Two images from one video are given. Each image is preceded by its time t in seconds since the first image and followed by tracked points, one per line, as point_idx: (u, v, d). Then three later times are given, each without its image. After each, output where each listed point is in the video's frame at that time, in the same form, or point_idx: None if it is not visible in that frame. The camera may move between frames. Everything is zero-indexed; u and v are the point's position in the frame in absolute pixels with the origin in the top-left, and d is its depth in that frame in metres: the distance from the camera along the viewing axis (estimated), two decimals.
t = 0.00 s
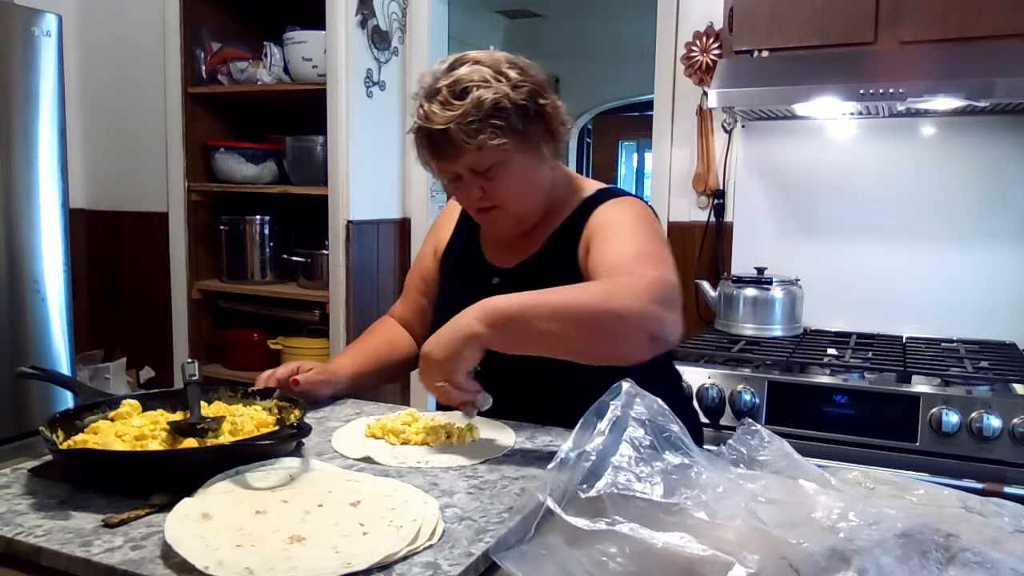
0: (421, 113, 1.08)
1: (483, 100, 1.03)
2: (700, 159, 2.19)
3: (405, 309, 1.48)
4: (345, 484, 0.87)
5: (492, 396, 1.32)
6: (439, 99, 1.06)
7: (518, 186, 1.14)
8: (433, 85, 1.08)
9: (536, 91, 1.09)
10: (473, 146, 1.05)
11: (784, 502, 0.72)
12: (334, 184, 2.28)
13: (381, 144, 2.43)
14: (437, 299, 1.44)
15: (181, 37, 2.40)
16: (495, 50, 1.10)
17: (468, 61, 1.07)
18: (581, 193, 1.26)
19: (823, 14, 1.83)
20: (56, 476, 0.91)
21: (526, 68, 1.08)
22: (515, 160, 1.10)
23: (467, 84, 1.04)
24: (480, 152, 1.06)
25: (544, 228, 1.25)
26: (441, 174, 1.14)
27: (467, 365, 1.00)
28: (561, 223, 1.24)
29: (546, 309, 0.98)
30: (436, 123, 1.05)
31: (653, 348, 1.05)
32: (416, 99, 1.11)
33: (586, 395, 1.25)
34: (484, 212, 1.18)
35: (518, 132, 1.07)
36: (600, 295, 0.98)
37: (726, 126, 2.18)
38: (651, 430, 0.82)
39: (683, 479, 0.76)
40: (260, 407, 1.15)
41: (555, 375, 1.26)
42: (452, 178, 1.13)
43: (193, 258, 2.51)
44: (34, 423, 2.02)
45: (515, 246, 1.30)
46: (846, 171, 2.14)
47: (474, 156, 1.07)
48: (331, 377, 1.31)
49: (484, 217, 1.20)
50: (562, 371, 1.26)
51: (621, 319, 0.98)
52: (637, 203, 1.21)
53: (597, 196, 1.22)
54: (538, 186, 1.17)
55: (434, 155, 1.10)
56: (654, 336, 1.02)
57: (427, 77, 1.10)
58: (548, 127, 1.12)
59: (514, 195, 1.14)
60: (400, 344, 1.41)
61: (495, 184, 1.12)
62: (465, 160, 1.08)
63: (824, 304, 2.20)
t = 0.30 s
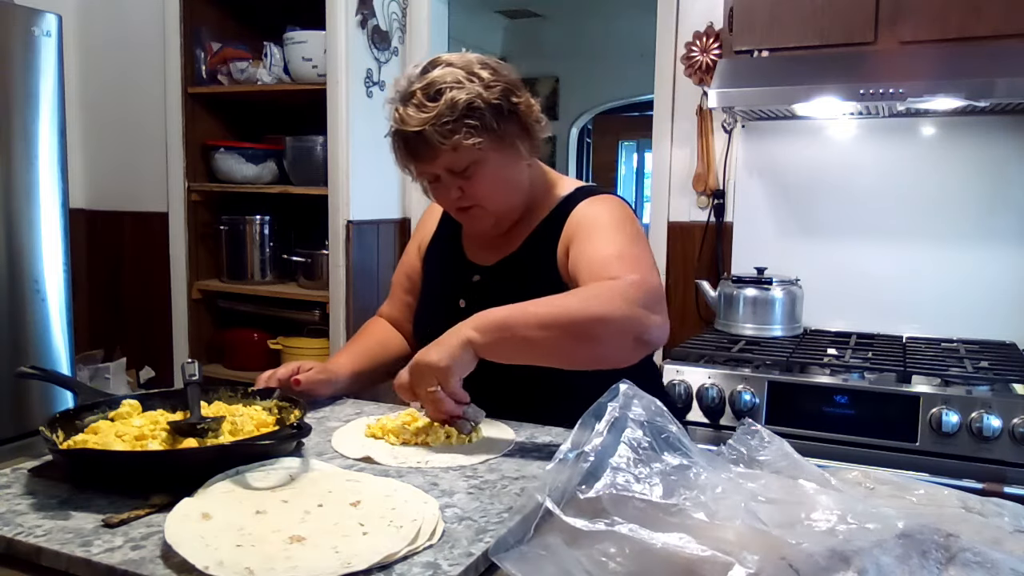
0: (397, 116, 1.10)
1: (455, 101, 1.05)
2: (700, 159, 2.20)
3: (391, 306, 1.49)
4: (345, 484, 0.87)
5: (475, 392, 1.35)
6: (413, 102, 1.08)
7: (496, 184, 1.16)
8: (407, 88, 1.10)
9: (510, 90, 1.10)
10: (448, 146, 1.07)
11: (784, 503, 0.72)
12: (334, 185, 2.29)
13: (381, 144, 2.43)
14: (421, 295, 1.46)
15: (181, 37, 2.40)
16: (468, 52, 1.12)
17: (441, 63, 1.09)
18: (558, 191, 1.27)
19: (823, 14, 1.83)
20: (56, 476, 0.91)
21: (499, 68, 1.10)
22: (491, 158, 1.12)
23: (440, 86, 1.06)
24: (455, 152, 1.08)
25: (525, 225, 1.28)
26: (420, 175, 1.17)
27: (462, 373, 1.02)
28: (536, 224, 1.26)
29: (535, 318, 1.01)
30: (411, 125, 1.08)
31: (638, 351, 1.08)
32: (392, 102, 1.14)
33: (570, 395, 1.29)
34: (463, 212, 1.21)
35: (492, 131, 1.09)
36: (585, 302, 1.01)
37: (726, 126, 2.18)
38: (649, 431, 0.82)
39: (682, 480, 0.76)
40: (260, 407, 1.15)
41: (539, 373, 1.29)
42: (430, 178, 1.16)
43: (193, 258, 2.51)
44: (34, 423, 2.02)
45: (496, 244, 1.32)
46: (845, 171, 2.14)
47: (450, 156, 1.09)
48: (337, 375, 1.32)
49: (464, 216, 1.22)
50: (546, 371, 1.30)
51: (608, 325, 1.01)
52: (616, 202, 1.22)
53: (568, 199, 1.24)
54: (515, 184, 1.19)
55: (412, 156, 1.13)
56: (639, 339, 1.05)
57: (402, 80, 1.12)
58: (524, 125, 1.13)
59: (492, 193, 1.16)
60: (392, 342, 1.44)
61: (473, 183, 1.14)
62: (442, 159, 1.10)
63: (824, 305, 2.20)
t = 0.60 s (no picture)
0: (394, 113, 1.10)
1: (453, 98, 1.05)
2: (700, 159, 2.20)
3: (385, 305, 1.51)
4: (346, 484, 0.87)
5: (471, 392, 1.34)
6: (411, 99, 1.08)
7: (493, 182, 1.16)
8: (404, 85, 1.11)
9: (506, 89, 1.11)
10: (445, 142, 1.07)
11: (784, 504, 0.71)
12: (334, 184, 2.28)
13: (381, 143, 2.43)
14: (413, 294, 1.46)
15: (181, 38, 2.40)
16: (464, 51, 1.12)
17: (438, 61, 1.09)
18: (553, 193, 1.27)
19: (823, 14, 1.83)
20: (56, 476, 0.91)
21: (495, 66, 1.10)
22: (487, 155, 1.12)
23: (437, 83, 1.07)
24: (452, 148, 1.08)
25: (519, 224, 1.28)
26: (416, 172, 1.17)
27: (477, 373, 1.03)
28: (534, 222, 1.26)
29: (548, 321, 1.02)
30: (408, 121, 1.08)
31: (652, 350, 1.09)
32: (388, 100, 1.14)
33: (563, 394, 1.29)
34: (459, 209, 1.21)
35: (490, 129, 1.09)
36: (599, 306, 1.02)
37: (726, 126, 2.18)
38: (648, 432, 0.82)
39: (681, 482, 0.76)
40: (260, 407, 1.15)
41: (534, 372, 1.29)
42: (427, 175, 1.16)
43: (193, 258, 2.51)
44: (34, 423, 2.02)
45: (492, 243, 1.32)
46: (845, 171, 2.14)
47: (447, 153, 1.09)
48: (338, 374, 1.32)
49: (460, 214, 1.22)
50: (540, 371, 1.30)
51: (620, 330, 1.02)
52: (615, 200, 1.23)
53: (564, 199, 1.25)
54: (510, 183, 1.19)
55: (409, 153, 1.12)
56: (650, 344, 1.06)
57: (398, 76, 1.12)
58: (520, 123, 1.14)
59: (488, 191, 1.16)
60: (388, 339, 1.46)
61: (470, 180, 1.14)
62: (439, 156, 1.10)
63: (824, 305, 2.20)
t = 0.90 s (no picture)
0: (454, 53, 1.23)
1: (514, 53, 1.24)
2: (700, 159, 2.20)
3: (376, 307, 1.54)
4: (346, 484, 0.87)
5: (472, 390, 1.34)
6: (474, 44, 1.23)
7: (524, 145, 1.24)
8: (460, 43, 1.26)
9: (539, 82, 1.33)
10: (503, 83, 1.21)
11: (784, 504, 0.71)
12: (334, 184, 2.29)
13: (381, 143, 2.43)
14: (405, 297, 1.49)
15: (181, 38, 2.40)
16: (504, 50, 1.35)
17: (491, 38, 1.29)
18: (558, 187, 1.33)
19: (822, 14, 1.83)
20: (56, 476, 0.91)
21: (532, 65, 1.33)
22: (524, 118, 1.25)
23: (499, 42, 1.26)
24: (506, 90, 1.22)
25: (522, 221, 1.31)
26: (452, 116, 1.22)
27: (562, 245, 0.84)
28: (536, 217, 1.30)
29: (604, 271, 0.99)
30: (473, 56, 1.21)
31: (659, 354, 1.12)
32: (437, 55, 1.26)
33: (563, 392, 1.30)
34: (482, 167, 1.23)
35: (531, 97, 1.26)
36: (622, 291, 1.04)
37: (726, 126, 2.18)
38: (648, 433, 0.82)
39: (681, 482, 0.76)
40: (260, 407, 1.15)
41: (535, 369, 1.30)
42: (464, 119, 1.22)
43: (192, 258, 2.51)
44: (34, 422, 2.02)
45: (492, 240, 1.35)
46: (845, 170, 2.14)
47: (500, 94, 1.21)
48: (337, 373, 1.34)
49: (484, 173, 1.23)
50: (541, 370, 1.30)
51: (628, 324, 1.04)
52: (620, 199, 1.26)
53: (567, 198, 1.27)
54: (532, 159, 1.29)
55: (459, 89, 1.21)
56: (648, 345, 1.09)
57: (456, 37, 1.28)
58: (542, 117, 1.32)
59: (522, 149, 1.24)
60: (381, 340, 1.49)
61: (508, 130, 1.21)
62: (490, 96, 1.21)
63: (824, 305, 2.20)
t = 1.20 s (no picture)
0: (466, 47, 1.23)
1: (527, 52, 1.24)
2: (700, 159, 2.19)
3: (371, 303, 1.55)
4: (345, 484, 0.87)
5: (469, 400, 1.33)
6: (489, 39, 1.22)
7: (527, 146, 1.25)
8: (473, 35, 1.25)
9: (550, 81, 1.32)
10: (512, 83, 1.21)
11: (783, 504, 0.71)
12: (334, 184, 2.29)
13: (381, 143, 2.43)
14: (403, 298, 1.49)
15: (180, 38, 2.40)
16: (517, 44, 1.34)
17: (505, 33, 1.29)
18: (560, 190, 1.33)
19: (822, 14, 1.83)
20: (56, 476, 0.91)
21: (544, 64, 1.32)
22: (531, 119, 1.25)
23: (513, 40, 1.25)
24: (515, 91, 1.22)
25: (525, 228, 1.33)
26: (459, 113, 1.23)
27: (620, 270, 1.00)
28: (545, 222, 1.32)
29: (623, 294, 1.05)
30: (485, 52, 1.21)
31: (660, 377, 1.16)
32: (448, 45, 1.25)
33: (562, 401, 1.29)
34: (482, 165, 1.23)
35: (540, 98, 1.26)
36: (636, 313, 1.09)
37: (726, 126, 2.18)
38: (648, 433, 0.82)
39: (681, 482, 0.75)
40: (260, 407, 1.15)
41: (537, 379, 1.30)
42: (469, 115, 1.23)
43: (192, 258, 2.51)
44: (34, 422, 2.02)
45: (494, 247, 1.35)
46: (845, 171, 2.14)
47: (508, 95, 1.22)
48: (337, 373, 1.35)
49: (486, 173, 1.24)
50: (539, 376, 1.30)
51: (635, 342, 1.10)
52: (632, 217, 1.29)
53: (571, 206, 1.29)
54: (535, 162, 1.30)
55: (469, 85, 1.21)
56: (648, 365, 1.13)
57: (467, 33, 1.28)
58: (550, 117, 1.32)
59: (526, 152, 1.25)
60: (378, 339, 1.49)
61: (512, 130, 1.22)
62: (498, 95, 1.21)
63: (824, 305, 2.20)
